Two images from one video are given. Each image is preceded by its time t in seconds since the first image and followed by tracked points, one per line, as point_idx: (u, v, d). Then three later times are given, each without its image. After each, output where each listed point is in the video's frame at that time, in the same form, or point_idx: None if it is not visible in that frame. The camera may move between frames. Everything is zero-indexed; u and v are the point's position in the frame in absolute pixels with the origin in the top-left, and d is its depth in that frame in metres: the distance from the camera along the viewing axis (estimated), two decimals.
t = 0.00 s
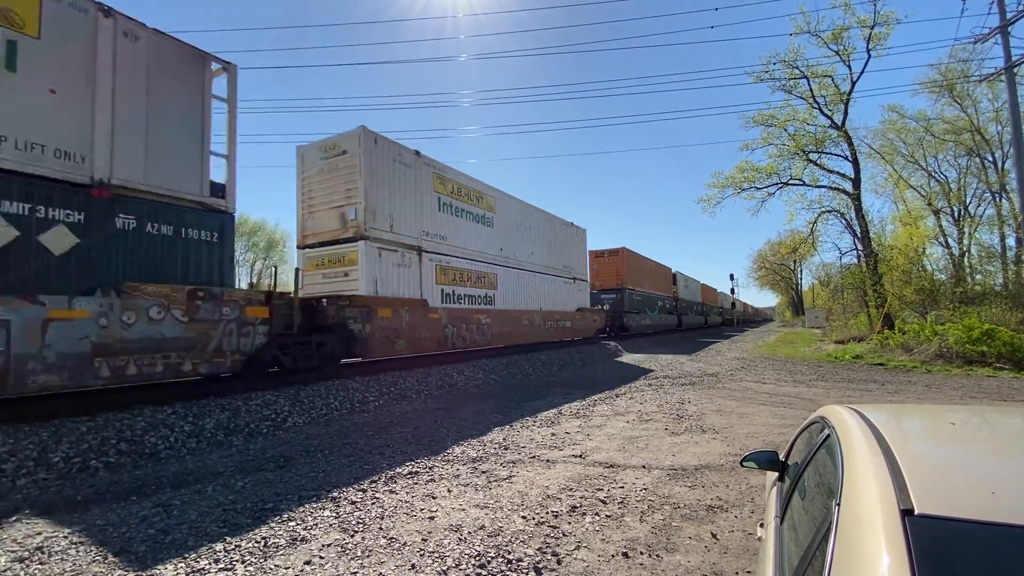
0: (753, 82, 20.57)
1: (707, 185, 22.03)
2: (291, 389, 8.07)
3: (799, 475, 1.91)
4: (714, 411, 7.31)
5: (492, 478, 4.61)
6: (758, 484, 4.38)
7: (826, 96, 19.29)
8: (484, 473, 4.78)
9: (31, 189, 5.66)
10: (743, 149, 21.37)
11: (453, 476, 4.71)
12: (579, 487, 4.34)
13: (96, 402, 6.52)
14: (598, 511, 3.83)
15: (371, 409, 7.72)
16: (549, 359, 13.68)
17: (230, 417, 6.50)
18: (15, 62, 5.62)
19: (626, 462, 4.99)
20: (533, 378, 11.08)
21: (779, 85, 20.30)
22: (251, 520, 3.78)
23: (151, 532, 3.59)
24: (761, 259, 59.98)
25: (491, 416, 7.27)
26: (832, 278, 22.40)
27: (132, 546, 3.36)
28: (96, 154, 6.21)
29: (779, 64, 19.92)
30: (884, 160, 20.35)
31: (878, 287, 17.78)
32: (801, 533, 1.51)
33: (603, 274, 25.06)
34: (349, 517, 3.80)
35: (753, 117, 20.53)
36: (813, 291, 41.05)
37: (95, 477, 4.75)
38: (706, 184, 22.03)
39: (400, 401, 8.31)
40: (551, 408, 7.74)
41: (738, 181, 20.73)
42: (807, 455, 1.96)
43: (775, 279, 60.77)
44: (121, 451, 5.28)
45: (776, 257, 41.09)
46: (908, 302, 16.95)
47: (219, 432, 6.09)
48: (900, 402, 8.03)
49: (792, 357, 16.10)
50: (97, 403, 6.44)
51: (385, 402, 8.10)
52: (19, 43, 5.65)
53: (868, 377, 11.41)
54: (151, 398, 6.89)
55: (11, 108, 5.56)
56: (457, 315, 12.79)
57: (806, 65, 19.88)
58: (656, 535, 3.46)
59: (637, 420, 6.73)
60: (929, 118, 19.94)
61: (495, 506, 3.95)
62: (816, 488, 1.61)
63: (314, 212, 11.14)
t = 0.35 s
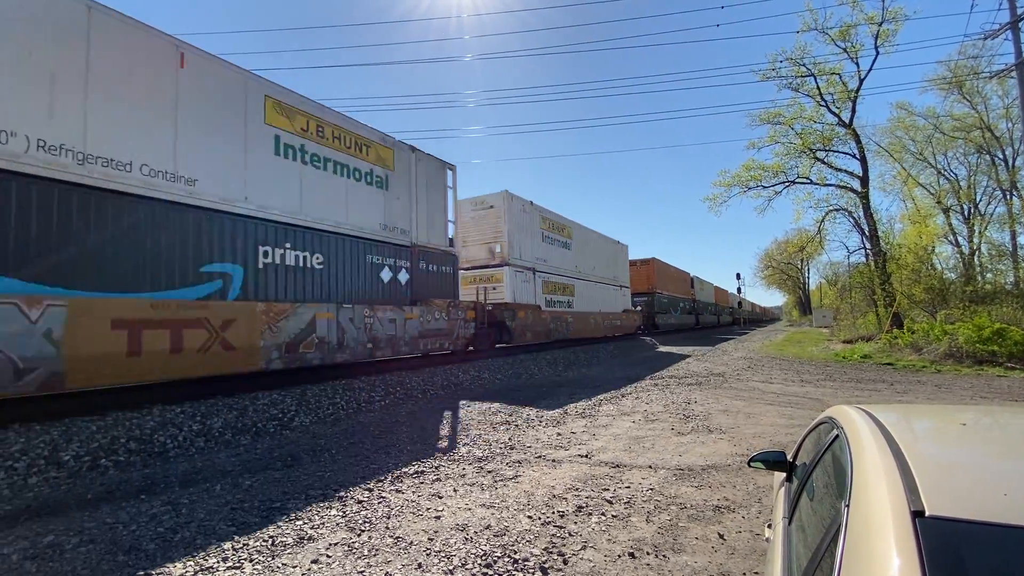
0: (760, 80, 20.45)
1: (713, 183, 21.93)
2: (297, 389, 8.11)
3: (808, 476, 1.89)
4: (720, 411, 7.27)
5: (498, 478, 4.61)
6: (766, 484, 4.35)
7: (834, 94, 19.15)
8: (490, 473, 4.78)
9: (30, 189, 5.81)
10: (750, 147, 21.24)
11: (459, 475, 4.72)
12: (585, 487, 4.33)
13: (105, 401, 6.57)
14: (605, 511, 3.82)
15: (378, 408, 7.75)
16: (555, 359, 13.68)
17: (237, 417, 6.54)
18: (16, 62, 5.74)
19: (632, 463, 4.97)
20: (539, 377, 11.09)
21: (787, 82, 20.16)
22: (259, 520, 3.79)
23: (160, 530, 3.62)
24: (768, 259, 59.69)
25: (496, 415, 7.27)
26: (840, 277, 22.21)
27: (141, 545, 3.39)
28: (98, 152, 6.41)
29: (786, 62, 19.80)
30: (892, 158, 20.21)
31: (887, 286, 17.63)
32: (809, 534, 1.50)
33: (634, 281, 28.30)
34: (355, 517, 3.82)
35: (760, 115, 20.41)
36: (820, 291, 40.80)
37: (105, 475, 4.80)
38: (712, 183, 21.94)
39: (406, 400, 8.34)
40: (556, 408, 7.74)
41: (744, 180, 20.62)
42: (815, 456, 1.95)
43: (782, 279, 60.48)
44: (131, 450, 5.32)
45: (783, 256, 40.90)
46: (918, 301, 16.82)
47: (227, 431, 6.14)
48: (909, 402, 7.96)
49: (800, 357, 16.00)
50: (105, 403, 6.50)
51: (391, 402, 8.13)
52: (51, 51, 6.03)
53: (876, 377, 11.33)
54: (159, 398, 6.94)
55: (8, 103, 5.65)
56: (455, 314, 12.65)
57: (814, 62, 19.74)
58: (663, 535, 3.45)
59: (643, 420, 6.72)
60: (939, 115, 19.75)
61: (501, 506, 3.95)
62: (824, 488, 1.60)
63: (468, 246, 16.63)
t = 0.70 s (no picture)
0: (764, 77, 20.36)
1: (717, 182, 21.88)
2: (302, 387, 8.14)
3: (815, 475, 1.88)
4: (725, 410, 7.25)
5: (502, 477, 4.61)
6: (771, 484, 4.34)
7: (839, 91, 19.04)
8: (494, 471, 4.78)
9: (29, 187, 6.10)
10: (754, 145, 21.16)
11: (463, 474, 4.73)
12: (589, 486, 4.33)
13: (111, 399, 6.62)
14: (609, 510, 3.82)
15: (382, 407, 7.78)
16: (559, 357, 13.67)
17: (242, 415, 6.57)
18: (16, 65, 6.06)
19: (636, 462, 4.96)
20: (543, 376, 11.10)
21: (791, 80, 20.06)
22: (264, 517, 3.81)
23: (166, 527, 3.64)
24: (773, 257, 59.45)
25: (500, 414, 7.27)
26: (845, 275, 22.09)
27: (147, 542, 3.41)
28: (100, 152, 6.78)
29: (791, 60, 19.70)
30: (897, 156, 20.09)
31: (893, 285, 17.53)
32: (816, 534, 1.49)
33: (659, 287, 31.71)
34: (359, 515, 3.83)
35: (764, 113, 20.33)
36: (825, 289, 40.64)
37: (111, 473, 4.84)
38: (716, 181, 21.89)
39: (410, 399, 8.36)
40: (560, 406, 7.74)
41: (749, 178, 20.55)
42: (822, 455, 1.94)
43: (787, 277, 60.26)
44: (137, 448, 5.36)
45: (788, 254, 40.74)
46: (924, 299, 16.72)
47: (232, 429, 6.17)
48: (916, 401, 7.91)
49: (806, 356, 15.93)
50: (111, 402, 6.54)
51: (395, 400, 8.16)
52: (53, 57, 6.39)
53: (882, 376, 11.28)
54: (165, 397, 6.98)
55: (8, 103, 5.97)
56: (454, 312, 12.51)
57: (818, 60, 19.63)
58: (668, 534, 3.44)
59: (648, 419, 6.70)
60: (945, 112, 19.61)
61: (505, 504, 3.95)
62: (830, 487, 1.59)
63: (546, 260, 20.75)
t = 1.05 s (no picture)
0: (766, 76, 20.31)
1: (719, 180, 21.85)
2: (304, 386, 8.15)
3: (817, 474, 1.88)
4: (727, 409, 7.24)
5: (504, 476, 4.61)
6: (773, 482, 4.33)
7: (842, 89, 18.99)
8: (496, 470, 4.78)
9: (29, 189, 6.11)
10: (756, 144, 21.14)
11: (464, 473, 4.73)
12: (591, 485, 4.32)
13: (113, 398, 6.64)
14: (610, 508, 3.82)
15: (384, 405, 7.79)
16: (561, 356, 13.67)
17: (245, 414, 6.59)
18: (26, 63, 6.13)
19: (638, 460, 4.96)
20: (545, 375, 11.10)
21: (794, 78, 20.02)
22: (266, 516, 3.82)
23: (169, 526, 3.65)
24: (775, 256, 59.40)
25: (502, 413, 7.28)
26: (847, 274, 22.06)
27: (150, 540, 3.42)
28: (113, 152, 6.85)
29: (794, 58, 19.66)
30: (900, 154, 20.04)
31: (895, 283, 17.50)
32: (819, 532, 1.49)
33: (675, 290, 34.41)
34: (361, 513, 3.83)
35: (766, 112, 20.29)
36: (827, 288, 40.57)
37: (115, 472, 4.85)
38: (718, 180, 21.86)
39: (412, 397, 8.38)
40: (562, 405, 7.74)
41: (750, 177, 20.51)
42: (824, 454, 1.94)
43: (789, 276, 60.24)
44: (140, 447, 5.37)
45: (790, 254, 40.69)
46: (926, 298, 16.69)
47: (234, 428, 6.18)
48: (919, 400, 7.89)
49: (808, 355, 15.89)
50: (113, 400, 6.56)
51: (398, 399, 8.17)
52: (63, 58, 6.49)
53: (885, 375, 11.27)
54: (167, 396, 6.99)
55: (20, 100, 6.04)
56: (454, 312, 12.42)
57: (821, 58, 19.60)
58: (671, 533, 3.43)
59: (650, 418, 6.70)
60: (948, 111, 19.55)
61: (507, 503, 3.95)
62: (834, 486, 1.59)
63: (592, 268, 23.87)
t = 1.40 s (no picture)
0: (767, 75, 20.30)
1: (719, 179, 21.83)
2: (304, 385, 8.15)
3: (818, 473, 1.88)
4: (727, 408, 7.24)
5: (505, 475, 4.60)
6: (773, 481, 4.33)
7: (842, 88, 18.97)
8: (496, 469, 4.78)
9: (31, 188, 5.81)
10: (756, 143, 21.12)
11: (465, 472, 4.73)
12: (591, 484, 4.31)
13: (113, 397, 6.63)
14: (611, 507, 3.82)
15: (385, 404, 7.80)
16: (562, 355, 13.67)
17: (245, 413, 6.58)
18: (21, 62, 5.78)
19: (638, 459, 4.96)
20: (545, 374, 11.11)
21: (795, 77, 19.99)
22: (267, 515, 3.81)
23: (169, 525, 3.65)
24: (775, 255, 59.40)
25: (503, 412, 7.28)
26: (847, 274, 22.07)
27: (151, 539, 3.41)
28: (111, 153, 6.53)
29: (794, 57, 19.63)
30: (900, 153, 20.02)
31: (895, 282, 17.48)
32: (820, 531, 1.49)
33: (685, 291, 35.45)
34: (361, 512, 3.83)
35: (767, 110, 20.27)
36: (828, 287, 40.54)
37: (115, 471, 4.86)
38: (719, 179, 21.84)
39: (413, 397, 8.38)
40: (562, 404, 7.74)
41: (751, 176, 20.49)
42: (825, 454, 1.94)
43: (788, 275, 60.23)
44: (140, 446, 5.37)
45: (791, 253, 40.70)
46: (926, 297, 16.68)
47: (235, 427, 6.18)
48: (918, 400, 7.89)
49: (809, 355, 15.88)
50: (114, 399, 6.55)
51: (398, 398, 8.18)
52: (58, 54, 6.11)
53: (885, 374, 11.27)
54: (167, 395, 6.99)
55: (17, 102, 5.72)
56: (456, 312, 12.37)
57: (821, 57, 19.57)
58: (671, 532, 3.44)
59: (650, 417, 6.70)
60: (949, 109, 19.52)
61: (507, 502, 3.95)
62: (834, 485, 1.59)
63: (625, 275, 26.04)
